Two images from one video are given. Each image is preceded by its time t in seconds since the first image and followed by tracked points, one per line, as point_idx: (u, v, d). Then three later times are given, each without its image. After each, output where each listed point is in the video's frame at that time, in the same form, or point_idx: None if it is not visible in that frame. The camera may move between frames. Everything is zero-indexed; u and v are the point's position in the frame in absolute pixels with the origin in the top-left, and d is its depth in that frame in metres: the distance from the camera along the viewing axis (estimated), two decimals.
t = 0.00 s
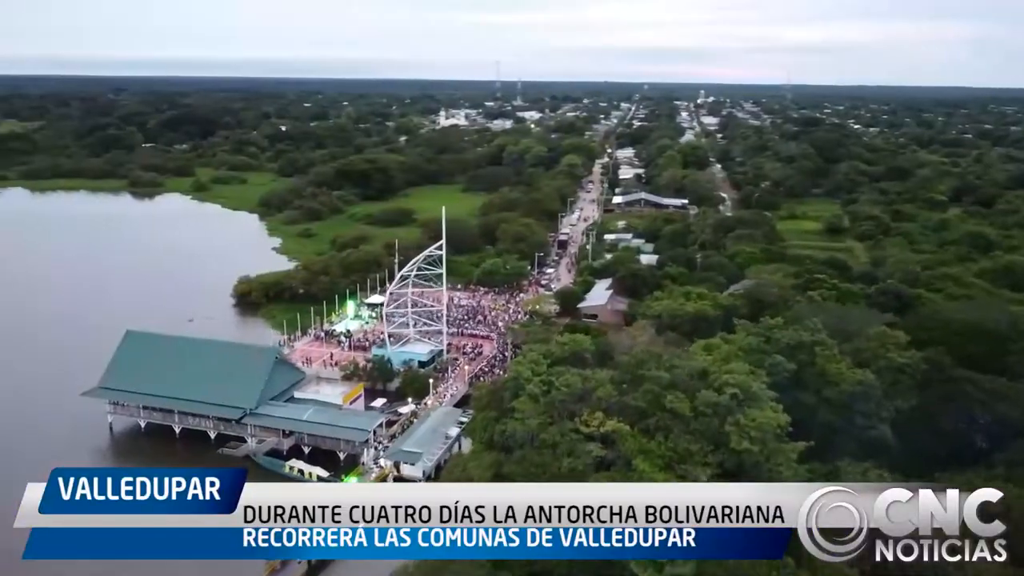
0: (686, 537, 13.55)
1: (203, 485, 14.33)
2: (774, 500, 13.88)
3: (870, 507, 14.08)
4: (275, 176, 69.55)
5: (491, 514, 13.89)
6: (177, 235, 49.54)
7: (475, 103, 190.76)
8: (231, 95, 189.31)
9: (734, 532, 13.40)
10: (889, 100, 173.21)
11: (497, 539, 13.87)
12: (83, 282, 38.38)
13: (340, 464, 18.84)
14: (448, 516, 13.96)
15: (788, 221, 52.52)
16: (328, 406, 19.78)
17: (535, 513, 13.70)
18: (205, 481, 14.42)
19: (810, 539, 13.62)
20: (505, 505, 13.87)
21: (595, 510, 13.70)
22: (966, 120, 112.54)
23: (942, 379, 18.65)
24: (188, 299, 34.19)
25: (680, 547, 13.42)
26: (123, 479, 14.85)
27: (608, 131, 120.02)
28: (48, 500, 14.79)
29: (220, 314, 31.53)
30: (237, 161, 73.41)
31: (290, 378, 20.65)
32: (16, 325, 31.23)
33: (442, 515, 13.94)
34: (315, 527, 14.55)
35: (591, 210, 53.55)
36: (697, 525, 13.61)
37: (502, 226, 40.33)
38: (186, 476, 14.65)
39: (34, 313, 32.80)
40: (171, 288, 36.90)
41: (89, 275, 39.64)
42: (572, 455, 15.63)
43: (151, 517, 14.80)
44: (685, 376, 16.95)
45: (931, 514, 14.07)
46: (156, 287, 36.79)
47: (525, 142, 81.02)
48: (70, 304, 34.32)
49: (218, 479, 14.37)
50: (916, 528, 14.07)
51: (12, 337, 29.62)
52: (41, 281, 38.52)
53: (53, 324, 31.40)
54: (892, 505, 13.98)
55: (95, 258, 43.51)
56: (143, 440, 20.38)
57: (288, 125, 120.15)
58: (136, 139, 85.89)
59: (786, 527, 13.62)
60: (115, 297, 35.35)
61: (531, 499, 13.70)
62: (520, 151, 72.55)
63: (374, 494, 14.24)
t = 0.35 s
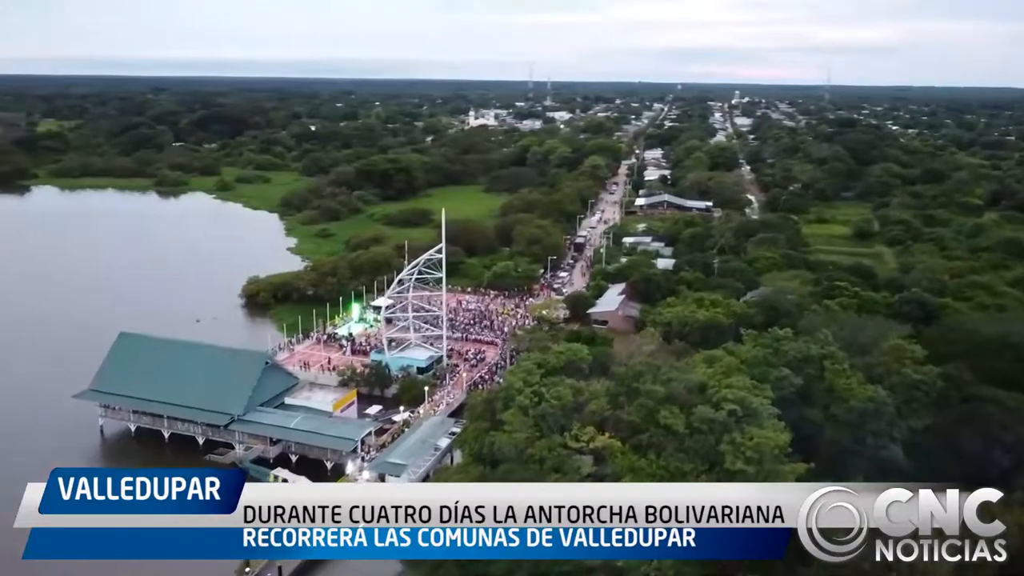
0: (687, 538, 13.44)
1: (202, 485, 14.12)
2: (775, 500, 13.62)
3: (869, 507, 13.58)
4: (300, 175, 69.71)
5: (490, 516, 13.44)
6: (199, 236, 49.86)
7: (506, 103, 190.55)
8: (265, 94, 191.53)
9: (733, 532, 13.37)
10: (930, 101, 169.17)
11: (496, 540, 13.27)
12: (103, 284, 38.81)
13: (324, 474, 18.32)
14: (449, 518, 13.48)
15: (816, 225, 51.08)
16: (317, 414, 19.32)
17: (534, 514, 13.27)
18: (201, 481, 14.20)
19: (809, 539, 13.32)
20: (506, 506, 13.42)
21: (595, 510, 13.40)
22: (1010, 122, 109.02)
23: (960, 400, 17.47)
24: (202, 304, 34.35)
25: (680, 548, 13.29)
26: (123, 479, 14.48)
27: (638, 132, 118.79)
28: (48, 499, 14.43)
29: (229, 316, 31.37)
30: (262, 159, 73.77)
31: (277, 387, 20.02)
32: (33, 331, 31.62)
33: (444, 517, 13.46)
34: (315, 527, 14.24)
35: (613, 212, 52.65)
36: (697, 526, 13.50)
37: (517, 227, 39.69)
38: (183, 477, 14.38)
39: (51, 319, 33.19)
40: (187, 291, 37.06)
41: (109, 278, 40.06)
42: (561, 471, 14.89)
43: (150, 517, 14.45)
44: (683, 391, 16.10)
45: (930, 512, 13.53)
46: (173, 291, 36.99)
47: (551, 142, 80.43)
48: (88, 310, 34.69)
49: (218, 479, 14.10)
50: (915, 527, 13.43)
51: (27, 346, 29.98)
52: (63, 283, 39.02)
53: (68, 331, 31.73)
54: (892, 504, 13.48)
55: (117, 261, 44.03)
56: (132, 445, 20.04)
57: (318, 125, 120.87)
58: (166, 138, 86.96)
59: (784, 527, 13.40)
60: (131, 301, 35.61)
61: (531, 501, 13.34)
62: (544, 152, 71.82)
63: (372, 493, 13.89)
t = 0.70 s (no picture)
0: (688, 537, 13.43)
1: (206, 488, 13.70)
2: (775, 500, 13.20)
3: (871, 507, 13.31)
4: (311, 175, 69.54)
5: (492, 515, 13.08)
6: (207, 235, 49.76)
7: (526, 103, 189.96)
8: (286, 95, 192.60)
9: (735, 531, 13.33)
10: (958, 102, 165.84)
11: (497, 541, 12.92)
12: (107, 283, 38.77)
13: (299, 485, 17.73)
14: (448, 518, 13.10)
15: (831, 228, 49.87)
16: (294, 422, 18.76)
17: (534, 513, 12.95)
18: (206, 483, 13.79)
19: (810, 539, 13.01)
20: (508, 505, 13.15)
21: (593, 509, 12.98)
22: None
23: (964, 418, 16.50)
24: (201, 304, 34.11)
25: (681, 547, 13.32)
26: (123, 479, 14.06)
27: (656, 132, 117.54)
28: (48, 499, 14.06)
29: (225, 317, 31.05)
30: (273, 159, 73.75)
31: (253, 395, 19.43)
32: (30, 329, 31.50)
33: (442, 518, 13.06)
34: (315, 528, 13.65)
35: (623, 214, 51.84)
36: (697, 524, 13.31)
37: (521, 229, 39.00)
38: (183, 477, 13.97)
39: (50, 317, 33.10)
40: (189, 291, 36.87)
41: (113, 277, 40.00)
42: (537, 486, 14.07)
43: (152, 518, 13.99)
44: (665, 405, 15.36)
45: (930, 511, 13.31)
46: (174, 291, 36.82)
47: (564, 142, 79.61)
48: (89, 308, 34.61)
49: (219, 479, 13.73)
50: (917, 526, 13.23)
51: (20, 343, 29.82)
52: (66, 282, 38.98)
53: (65, 330, 31.58)
54: (895, 503, 13.17)
55: (123, 260, 44.03)
56: (108, 451, 19.60)
57: (334, 125, 120.92)
58: (181, 138, 87.23)
59: (784, 526, 13.09)
60: (132, 300, 35.47)
61: (530, 499, 13.09)
62: (557, 153, 71.07)
63: (368, 493, 13.37)
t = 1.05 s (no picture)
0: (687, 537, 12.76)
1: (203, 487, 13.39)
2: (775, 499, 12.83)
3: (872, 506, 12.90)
4: (322, 175, 69.30)
5: (492, 515, 12.81)
6: (213, 235, 49.66)
7: (546, 104, 189.11)
8: (307, 95, 193.54)
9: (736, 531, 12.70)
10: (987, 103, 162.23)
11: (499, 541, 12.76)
12: (108, 281, 38.73)
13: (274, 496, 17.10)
14: (449, 518, 12.97)
15: (847, 233, 48.62)
16: (269, 432, 18.22)
17: (535, 513, 12.70)
18: (203, 482, 13.47)
19: (810, 539, 12.51)
20: (507, 506, 12.83)
21: (595, 509, 12.74)
22: None
23: (968, 435, 15.57)
24: (198, 304, 33.90)
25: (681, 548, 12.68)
26: (123, 479, 13.65)
27: (674, 133, 116.15)
28: (48, 499, 13.83)
29: (219, 319, 30.79)
30: (285, 159, 73.65)
31: (230, 403, 18.95)
32: (24, 326, 31.39)
33: (442, 518, 12.92)
34: (315, 528, 13.37)
35: (633, 216, 50.97)
36: (697, 525, 12.74)
37: (525, 231, 38.28)
38: (182, 476, 13.60)
39: (47, 314, 33.02)
40: (188, 290, 36.68)
41: (115, 275, 39.94)
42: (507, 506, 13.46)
43: (152, 518, 13.69)
44: (646, 421, 14.58)
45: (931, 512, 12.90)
46: (174, 290, 36.65)
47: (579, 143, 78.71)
48: (88, 305, 34.55)
49: (219, 479, 13.40)
50: (917, 526, 12.89)
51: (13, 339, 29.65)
52: (66, 279, 38.93)
53: (60, 326, 31.47)
54: (895, 503, 12.76)
55: (127, 259, 44.00)
56: (83, 456, 19.20)
57: (351, 125, 120.92)
58: (196, 138, 87.49)
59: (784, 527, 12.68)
60: (131, 298, 35.33)
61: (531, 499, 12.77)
62: (569, 154, 70.26)
63: (369, 492, 13.09)
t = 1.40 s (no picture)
0: (687, 538, 12.25)
1: (203, 486, 13.05)
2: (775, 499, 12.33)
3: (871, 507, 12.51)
4: (349, 175, 69.32)
5: (491, 515, 12.52)
6: (236, 233, 49.83)
7: (582, 104, 187.67)
8: (344, 95, 194.89)
9: (734, 531, 11.93)
10: None
11: (498, 542, 12.48)
12: (129, 279, 38.95)
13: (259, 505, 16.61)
14: (448, 518, 12.55)
15: (881, 238, 46.98)
16: (259, 440, 17.82)
17: (534, 514, 12.44)
18: (203, 482, 13.12)
19: (810, 540, 12.17)
20: (506, 506, 12.58)
21: (594, 510, 12.37)
22: None
23: (988, 460, 14.54)
24: (212, 303, 33.82)
25: (679, 549, 12.13)
26: (124, 478, 13.35)
27: (710, 134, 114.16)
28: (48, 499, 13.37)
29: (229, 319, 30.65)
30: (315, 160, 73.94)
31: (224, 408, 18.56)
32: (40, 322, 31.60)
33: (442, 518, 12.51)
34: (315, 528, 12.80)
35: (660, 219, 49.92)
36: (697, 525, 12.16)
37: (544, 234, 37.56)
38: (183, 477, 13.28)
39: (64, 311, 33.21)
40: (204, 289, 36.69)
41: (135, 273, 40.16)
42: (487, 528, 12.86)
43: (152, 518, 13.24)
44: (636, 440, 13.75)
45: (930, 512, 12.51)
46: (191, 289, 36.69)
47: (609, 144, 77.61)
48: (106, 302, 34.73)
49: (219, 478, 13.05)
50: (917, 527, 12.52)
51: (27, 335, 29.82)
52: (85, 277, 39.21)
53: (74, 322, 31.60)
54: (893, 503, 12.39)
55: (150, 256, 44.30)
56: (77, 459, 18.98)
57: (384, 124, 121.15)
58: (229, 137, 88.30)
59: (784, 526, 12.14)
60: (147, 296, 35.41)
61: (530, 500, 12.52)
62: (598, 155, 69.26)
63: (369, 492, 12.64)
